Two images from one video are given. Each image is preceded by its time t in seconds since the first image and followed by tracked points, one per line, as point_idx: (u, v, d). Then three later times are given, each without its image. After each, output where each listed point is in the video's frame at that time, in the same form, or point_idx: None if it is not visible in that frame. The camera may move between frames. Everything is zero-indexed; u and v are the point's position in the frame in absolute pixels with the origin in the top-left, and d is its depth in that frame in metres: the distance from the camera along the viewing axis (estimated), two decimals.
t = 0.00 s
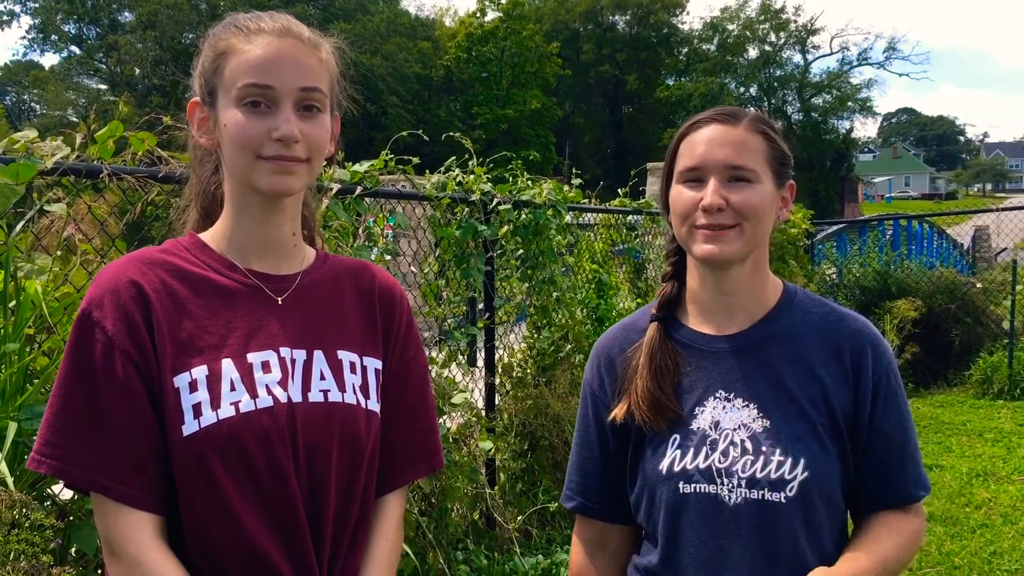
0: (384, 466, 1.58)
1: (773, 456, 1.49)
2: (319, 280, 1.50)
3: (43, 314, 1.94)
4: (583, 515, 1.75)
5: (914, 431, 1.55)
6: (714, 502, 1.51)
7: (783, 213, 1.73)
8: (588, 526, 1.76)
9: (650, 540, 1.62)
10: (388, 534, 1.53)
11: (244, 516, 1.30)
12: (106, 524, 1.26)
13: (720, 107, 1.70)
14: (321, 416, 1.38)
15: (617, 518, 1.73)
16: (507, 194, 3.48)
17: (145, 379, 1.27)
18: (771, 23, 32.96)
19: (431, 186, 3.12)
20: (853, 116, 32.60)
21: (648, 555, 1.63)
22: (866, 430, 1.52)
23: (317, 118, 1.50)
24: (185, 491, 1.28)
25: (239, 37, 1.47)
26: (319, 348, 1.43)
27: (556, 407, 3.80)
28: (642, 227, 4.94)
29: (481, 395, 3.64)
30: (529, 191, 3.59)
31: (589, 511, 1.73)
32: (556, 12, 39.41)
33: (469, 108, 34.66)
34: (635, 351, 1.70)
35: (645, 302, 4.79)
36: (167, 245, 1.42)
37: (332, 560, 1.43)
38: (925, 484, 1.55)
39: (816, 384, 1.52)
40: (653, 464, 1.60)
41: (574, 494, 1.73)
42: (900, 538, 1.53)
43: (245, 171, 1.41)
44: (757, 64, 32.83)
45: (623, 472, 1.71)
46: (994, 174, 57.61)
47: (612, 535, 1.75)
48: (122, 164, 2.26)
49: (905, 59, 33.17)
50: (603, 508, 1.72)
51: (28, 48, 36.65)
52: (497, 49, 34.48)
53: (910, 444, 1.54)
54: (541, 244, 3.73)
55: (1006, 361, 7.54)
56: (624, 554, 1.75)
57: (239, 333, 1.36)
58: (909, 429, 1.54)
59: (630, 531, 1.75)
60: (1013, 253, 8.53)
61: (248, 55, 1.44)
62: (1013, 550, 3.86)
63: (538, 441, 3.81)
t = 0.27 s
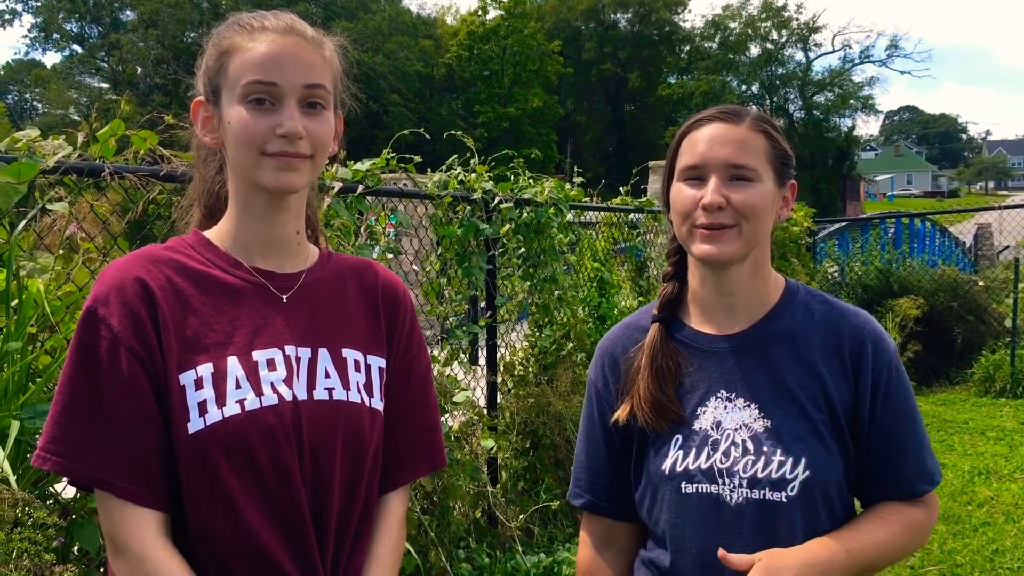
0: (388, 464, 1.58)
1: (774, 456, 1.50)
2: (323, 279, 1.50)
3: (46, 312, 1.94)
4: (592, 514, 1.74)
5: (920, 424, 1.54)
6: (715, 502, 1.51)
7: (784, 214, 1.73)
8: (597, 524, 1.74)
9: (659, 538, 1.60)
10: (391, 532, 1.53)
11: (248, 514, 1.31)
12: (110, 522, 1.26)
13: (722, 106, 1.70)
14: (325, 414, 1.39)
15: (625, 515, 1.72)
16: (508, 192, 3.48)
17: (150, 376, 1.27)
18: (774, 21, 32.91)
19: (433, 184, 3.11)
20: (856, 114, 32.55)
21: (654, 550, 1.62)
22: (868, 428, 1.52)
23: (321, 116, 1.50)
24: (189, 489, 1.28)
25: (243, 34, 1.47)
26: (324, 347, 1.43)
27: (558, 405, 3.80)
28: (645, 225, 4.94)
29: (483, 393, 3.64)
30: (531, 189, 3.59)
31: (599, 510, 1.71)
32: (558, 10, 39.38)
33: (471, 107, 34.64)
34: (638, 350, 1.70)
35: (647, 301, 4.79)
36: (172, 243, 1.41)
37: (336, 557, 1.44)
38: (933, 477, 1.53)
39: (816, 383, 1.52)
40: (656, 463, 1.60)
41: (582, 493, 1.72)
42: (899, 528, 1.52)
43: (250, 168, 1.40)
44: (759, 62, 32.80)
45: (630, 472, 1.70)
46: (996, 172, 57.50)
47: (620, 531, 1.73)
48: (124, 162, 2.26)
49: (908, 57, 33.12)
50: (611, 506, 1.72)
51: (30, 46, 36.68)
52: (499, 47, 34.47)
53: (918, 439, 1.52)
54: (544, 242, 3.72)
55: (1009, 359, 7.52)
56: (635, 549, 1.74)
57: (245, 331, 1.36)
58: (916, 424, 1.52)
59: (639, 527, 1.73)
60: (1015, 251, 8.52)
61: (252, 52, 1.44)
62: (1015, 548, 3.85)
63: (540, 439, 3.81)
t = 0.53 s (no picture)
0: (391, 464, 1.58)
1: (776, 458, 1.50)
2: (327, 279, 1.50)
3: (50, 311, 1.94)
4: (598, 507, 1.74)
5: (923, 420, 1.54)
6: (719, 502, 1.52)
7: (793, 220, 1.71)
8: (603, 517, 1.75)
9: (664, 534, 1.61)
10: (395, 532, 1.54)
11: (255, 514, 1.31)
12: (117, 520, 1.26)
13: (738, 106, 1.67)
14: (331, 413, 1.39)
15: (632, 509, 1.73)
16: (511, 192, 3.48)
17: (158, 374, 1.27)
18: (776, 20, 32.87)
19: (436, 184, 3.11)
20: (858, 114, 32.49)
21: (660, 543, 1.64)
22: (870, 427, 1.52)
23: (326, 117, 1.50)
24: (196, 488, 1.29)
25: (249, 36, 1.47)
26: (329, 347, 1.43)
27: (561, 405, 3.80)
28: (647, 225, 4.94)
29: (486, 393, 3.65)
30: (534, 189, 3.59)
31: (605, 503, 1.72)
32: (560, 9, 39.38)
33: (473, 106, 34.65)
34: (643, 348, 1.70)
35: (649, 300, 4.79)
36: (178, 242, 1.41)
37: (341, 556, 1.44)
38: (936, 474, 1.53)
39: (818, 383, 1.52)
40: (663, 461, 1.61)
41: (590, 486, 1.73)
42: (900, 523, 1.51)
43: (256, 170, 1.40)
44: (761, 61, 32.77)
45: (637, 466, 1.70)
46: (999, 172, 57.40)
47: (627, 525, 1.75)
48: (127, 163, 2.26)
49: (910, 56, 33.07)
50: (618, 501, 1.72)
51: (33, 47, 36.76)
52: (501, 47, 34.47)
53: (921, 437, 1.52)
54: (546, 242, 3.72)
55: (1012, 359, 7.51)
56: (640, 542, 1.76)
57: (251, 330, 1.36)
58: (919, 423, 1.52)
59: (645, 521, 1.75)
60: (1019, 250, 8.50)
61: (258, 54, 1.44)
62: (1018, 548, 3.84)
63: (543, 439, 3.81)
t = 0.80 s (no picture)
0: (391, 466, 1.58)
1: (779, 454, 1.50)
2: (327, 283, 1.50)
3: (51, 314, 1.95)
4: (599, 502, 1.74)
5: (928, 420, 1.53)
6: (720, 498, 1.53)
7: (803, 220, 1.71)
8: (604, 511, 1.75)
9: (663, 528, 1.62)
10: (395, 533, 1.54)
11: (254, 516, 1.31)
12: (117, 521, 1.27)
13: (748, 106, 1.66)
14: (330, 416, 1.39)
15: (632, 504, 1.73)
16: (511, 194, 3.48)
17: (158, 376, 1.27)
18: (777, 22, 32.89)
19: (436, 186, 3.11)
20: (859, 116, 32.50)
21: (659, 540, 1.65)
22: (873, 427, 1.52)
23: (327, 117, 1.50)
24: (196, 489, 1.29)
25: (250, 37, 1.47)
26: (328, 350, 1.44)
27: (562, 406, 3.80)
28: (648, 227, 4.94)
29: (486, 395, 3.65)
30: (534, 191, 3.59)
31: (605, 497, 1.72)
32: (561, 11, 39.41)
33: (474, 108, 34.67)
34: (648, 343, 1.70)
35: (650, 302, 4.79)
36: (179, 244, 1.42)
37: (340, 558, 1.44)
38: (940, 474, 1.52)
39: (823, 382, 1.52)
40: (665, 457, 1.60)
41: (590, 480, 1.72)
42: (901, 520, 1.52)
43: (257, 171, 1.41)
44: (762, 63, 32.79)
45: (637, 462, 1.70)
46: (1000, 173, 57.39)
47: (627, 519, 1.75)
48: (128, 165, 2.27)
49: (911, 57, 33.08)
50: (620, 496, 1.72)
51: (34, 49, 36.80)
52: (502, 49, 34.50)
53: (925, 438, 1.51)
54: (547, 244, 3.73)
55: (1013, 361, 7.50)
56: (641, 538, 1.76)
57: (250, 333, 1.37)
58: (923, 424, 1.52)
59: (646, 514, 1.75)
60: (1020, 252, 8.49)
61: (261, 55, 1.44)
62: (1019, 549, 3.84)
63: (544, 440, 3.81)
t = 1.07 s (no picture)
0: (389, 469, 1.58)
1: (789, 459, 1.51)
2: (325, 287, 1.50)
3: (50, 316, 1.95)
4: (600, 503, 1.74)
5: (929, 430, 1.55)
6: (727, 501, 1.53)
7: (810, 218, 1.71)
8: (608, 513, 1.75)
9: (664, 530, 1.63)
10: (393, 537, 1.54)
11: (253, 521, 1.31)
12: (115, 525, 1.26)
13: (748, 110, 1.67)
14: (330, 420, 1.39)
15: (635, 506, 1.73)
16: (510, 197, 3.49)
17: (158, 380, 1.27)
18: (776, 25, 32.95)
19: (435, 189, 3.12)
20: (858, 118, 32.55)
21: (660, 543, 1.65)
22: (880, 433, 1.53)
23: (328, 121, 1.51)
24: (195, 493, 1.29)
25: (251, 41, 1.47)
26: (326, 354, 1.44)
27: (561, 409, 3.80)
28: (647, 230, 4.95)
29: (485, 397, 3.65)
30: (533, 194, 3.60)
31: (608, 498, 1.72)
32: (560, 14, 39.44)
33: (473, 111, 34.69)
34: (656, 345, 1.70)
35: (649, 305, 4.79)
36: (177, 248, 1.42)
37: (339, 561, 1.44)
38: (938, 482, 1.55)
39: (834, 388, 1.52)
40: (672, 460, 1.60)
41: (593, 481, 1.72)
42: (905, 523, 1.53)
43: (257, 174, 1.41)
44: (761, 66, 32.84)
45: (642, 464, 1.70)
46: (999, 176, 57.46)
47: (630, 521, 1.75)
48: (128, 168, 2.27)
49: (910, 60, 33.16)
50: (621, 497, 1.72)
51: (34, 52, 36.80)
52: (501, 51, 34.53)
53: (927, 444, 1.54)
54: (546, 246, 3.73)
55: (1012, 363, 7.52)
56: (642, 540, 1.76)
57: (248, 337, 1.37)
58: (925, 431, 1.54)
59: (648, 516, 1.75)
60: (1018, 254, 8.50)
61: (261, 59, 1.44)
62: (1018, 552, 3.84)
63: (543, 443, 3.81)
